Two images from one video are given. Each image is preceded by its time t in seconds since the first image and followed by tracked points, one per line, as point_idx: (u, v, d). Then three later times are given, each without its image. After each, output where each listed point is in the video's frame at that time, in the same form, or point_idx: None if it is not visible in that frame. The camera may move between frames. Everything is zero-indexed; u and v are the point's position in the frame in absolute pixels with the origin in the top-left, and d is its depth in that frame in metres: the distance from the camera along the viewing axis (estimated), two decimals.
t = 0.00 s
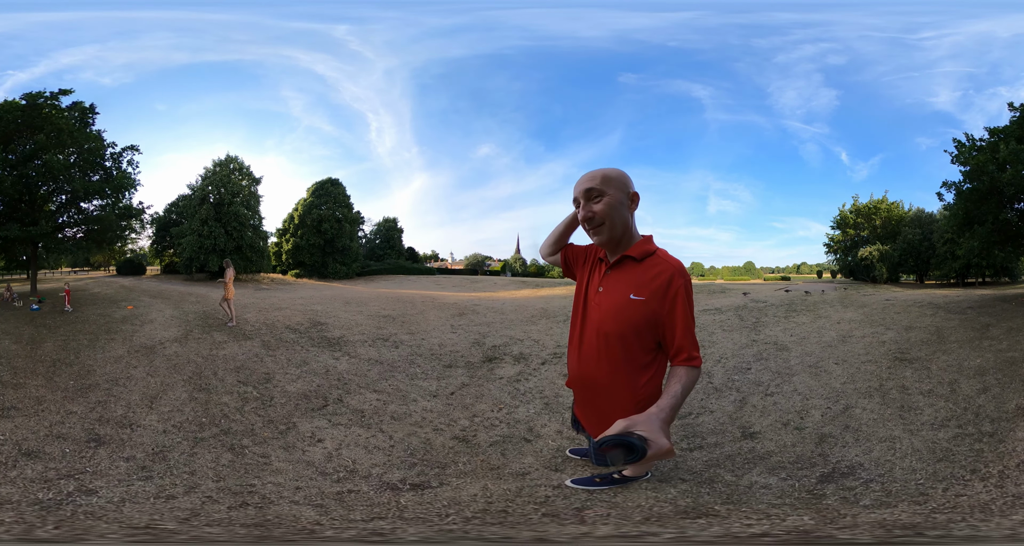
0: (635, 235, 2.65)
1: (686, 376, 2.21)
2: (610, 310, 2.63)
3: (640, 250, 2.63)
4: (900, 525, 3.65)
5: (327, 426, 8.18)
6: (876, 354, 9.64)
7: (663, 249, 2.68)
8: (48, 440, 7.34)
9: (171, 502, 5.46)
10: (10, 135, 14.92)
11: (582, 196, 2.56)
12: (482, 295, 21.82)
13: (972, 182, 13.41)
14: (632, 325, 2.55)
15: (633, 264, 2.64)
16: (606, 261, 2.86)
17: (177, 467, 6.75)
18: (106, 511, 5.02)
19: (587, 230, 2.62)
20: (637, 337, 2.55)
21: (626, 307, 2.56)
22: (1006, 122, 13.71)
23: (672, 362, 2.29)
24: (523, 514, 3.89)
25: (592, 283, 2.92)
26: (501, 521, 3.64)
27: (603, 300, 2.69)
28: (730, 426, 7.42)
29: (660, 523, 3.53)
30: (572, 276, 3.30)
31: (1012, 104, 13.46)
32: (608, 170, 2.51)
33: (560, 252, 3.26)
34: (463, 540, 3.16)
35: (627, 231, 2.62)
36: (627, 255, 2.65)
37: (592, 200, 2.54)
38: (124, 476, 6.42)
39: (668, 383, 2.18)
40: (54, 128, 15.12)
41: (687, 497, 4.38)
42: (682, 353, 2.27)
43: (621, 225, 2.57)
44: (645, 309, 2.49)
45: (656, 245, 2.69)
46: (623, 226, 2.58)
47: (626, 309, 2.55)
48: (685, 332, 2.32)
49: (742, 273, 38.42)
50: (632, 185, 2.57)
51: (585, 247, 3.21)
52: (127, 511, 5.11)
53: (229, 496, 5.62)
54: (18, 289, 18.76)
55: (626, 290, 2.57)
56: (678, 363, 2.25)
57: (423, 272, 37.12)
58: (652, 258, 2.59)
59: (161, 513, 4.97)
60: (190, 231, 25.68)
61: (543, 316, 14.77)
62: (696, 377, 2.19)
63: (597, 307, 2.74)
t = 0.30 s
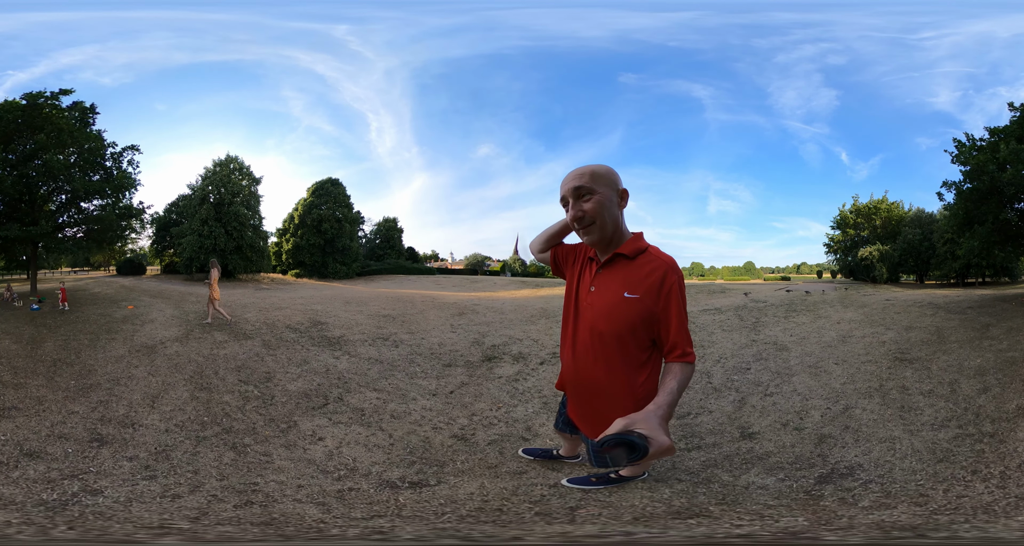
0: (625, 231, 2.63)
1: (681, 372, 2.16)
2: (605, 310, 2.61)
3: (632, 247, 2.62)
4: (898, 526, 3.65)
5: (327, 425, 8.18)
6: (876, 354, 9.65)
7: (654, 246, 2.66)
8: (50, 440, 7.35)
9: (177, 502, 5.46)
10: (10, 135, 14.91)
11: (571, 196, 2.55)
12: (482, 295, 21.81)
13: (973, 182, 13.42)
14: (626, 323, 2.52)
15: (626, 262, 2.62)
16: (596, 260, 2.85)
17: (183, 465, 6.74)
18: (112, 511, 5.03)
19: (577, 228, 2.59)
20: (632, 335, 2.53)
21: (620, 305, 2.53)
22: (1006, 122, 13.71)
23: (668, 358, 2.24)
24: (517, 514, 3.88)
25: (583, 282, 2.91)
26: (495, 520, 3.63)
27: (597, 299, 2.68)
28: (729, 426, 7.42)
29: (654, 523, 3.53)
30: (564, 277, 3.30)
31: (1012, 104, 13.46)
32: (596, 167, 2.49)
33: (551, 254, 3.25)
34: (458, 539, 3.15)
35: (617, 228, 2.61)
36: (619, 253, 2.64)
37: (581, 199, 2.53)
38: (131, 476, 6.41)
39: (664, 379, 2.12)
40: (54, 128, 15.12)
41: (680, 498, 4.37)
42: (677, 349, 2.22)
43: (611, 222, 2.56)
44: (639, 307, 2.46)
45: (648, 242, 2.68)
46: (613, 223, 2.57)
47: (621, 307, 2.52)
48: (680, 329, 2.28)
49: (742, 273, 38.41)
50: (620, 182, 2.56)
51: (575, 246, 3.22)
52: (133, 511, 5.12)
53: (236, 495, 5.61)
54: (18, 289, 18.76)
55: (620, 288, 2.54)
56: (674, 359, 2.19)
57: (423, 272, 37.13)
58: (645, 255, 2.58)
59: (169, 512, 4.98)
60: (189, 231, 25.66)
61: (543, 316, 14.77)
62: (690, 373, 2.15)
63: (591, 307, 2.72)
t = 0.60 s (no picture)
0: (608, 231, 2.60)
1: (665, 372, 2.13)
2: (587, 311, 2.56)
3: (613, 248, 2.58)
4: (899, 527, 3.67)
5: (326, 423, 8.19)
6: (877, 354, 9.65)
7: (634, 247, 2.65)
8: (53, 440, 7.34)
9: (179, 499, 5.46)
10: (10, 136, 14.90)
11: (552, 200, 2.50)
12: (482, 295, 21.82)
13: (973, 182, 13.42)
14: (609, 324, 2.48)
15: (606, 263, 2.58)
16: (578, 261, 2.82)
17: (186, 464, 6.76)
18: (121, 509, 5.03)
19: (560, 231, 2.56)
20: (615, 335, 2.50)
21: (601, 307, 2.49)
22: (1006, 122, 13.74)
23: (651, 358, 2.20)
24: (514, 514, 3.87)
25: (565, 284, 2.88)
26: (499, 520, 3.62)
27: (578, 302, 2.63)
28: (730, 428, 7.41)
29: (655, 525, 3.52)
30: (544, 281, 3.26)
31: (1012, 104, 13.48)
32: (579, 169, 2.44)
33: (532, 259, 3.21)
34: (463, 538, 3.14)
35: (600, 230, 2.57)
36: (599, 254, 2.61)
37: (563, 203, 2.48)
38: (135, 474, 6.41)
39: (648, 380, 2.08)
40: (55, 128, 15.12)
41: (679, 499, 4.38)
42: (659, 348, 2.18)
43: (594, 226, 2.53)
44: (622, 308, 2.44)
45: (627, 243, 2.65)
46: (596, 226, 2.54)
47: (603, 309, 2.48)
48: (663, 327, 2.25)
49: (742, 273, 38.42)
50: (602, 185, 2.51)
51: (556, 250, 3.17)
52: (141, 508, 5.12)
53: (236, 492, 5.64)
54: (18, 289, 18.76)
55: (602, 290, 2.51)
56: (657, 359, 2.15)
57: (423, 272, 37.13)
58: (625, 256, 2.56)
59: (177, 510, 4.97)
60: (190, 231, 25.64)
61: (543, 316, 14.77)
62: (674, 372, 2.13)
63: (572, 310, 2.68)
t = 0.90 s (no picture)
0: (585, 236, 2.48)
1: (636, 376, 2.03)
2: (559, 313, 2.44)
3: (588, 252, 2.47)
4: (916, 530, 3.67)
5: (321, 424, 8.19)
6: (879, 355, 9.65)
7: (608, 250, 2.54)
8: (53, 437, 7.34)
9: (169, 497, 5.48)
10: (10, 136, 14.89)
11: (533, 197, 2.34)
12: (482, 296, 21.83)
13: (974, 182, 13.44)
14: (581, 327, 2.36)
15: (581, 266, 2.46)
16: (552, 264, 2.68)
17: (179, 461, 6.79)
18: (117, 505, 5.07)
19: (537, 232, 2.42)
20: (587, 340, 2.38)
21: (576, 310, 2.36)
22: (1006, 123, 13.76)
23: (623, 362, 2.10)
24: (527, 517, 3.85)
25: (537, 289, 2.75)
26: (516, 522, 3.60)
27: (551, 304, 2.50)
28: (735, 430, 7.41)
29: (674, 531, 3.51)
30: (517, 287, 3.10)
31: (1013, 105, 13.51)
32: (561, 171, 2.32)
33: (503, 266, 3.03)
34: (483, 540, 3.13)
35: (576, 235, 2.45)
36: (573, 256, 2.49)
37: (544, 203, 2.33)
38: (129, 471, 6.42)
39: (618, 383, 1.99)
40: (55, 129, 15.12)
41: (691, 504, 4.37)
42: (632, 352, 2.09)
43: (573, 229, 2.40)
44: (595, 311, 2.32)
45: (603, 246, 2.54)
46: (574, 230, 2.41)
47: (575, 312, 2.36)
48: (635, 331, 2.17)
49: (742, 273, 38.43)
50: (582, 189, 2.39)
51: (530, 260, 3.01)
52: (136, 504, 5.15)
53: (225, 489, 5.70)
54: (18, 289, 18.73)
55: (576, 292, 2.38)
56: (629, 363, 2.05)
57: (423, 273, 37.14)
58: (600, 259, 2.45)
59: (173, 507, 4.99)
60: (190, 231, 25.62)
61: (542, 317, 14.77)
62: (646, 377, 2.02)
63: (545, 312, 2.54)
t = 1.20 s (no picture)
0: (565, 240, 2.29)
1: (612, 381, 1.94)
2: (531, 318, 2.20)
3: (566, 255, 2.23)
4: (945, 531, 3.66)
5: (312, 424, 8.22)
6: (883, 355, 9.65)
7: (587, 254, 2.31)
8: (56, 433, 7.37)
9: (157, 490, 5.84)
10: (10, 138, 14.91)
11: (516, 194, 2.18)
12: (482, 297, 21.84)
13: (975, 183, 13.47)
14: (554, 335, 2.13)
15: (557, 269, 2.23)
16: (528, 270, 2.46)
17: (172, 456, 6.94)
18: (113, 497, 5.48)
19: (515, 232, 2.24)
20: (561, 347, 2.14)
21: (551, 314, 2.13)
22: (1007, 124, 13.78)
23: (599, 368, 2.00)
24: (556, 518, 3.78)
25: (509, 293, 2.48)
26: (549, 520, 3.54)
27: (524, 308, 2.25)
28: (744, 434, 7.40)
29: (712, 536, 3.47)
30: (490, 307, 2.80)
31: (1014, 106, 13.54)
32: (547, 170, 2.17)
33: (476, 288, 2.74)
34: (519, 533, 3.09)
35: (555, 239, 2.26)
36: (549, 259, 2.26)
37: (527, 201, 2.17)
38: (126, 465, 6.61)
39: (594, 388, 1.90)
40: (56, 130, 15.14)
41: (712, 511, 4.36)
42: (608, 357, 1.98)
43: (552, 233, 2.22)
44: (572, 318, 2.10)
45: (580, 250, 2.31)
46: (553, 234, 2.23)
47: (550, 317, 2.13)
48: (612, 335, 2.03)
49: (742, 273, 38.42)
50: (564, 193, 2.24)
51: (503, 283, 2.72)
52: (129, 498, 5.55)
53: (208, 484, 6.06)
54: (18, 289, 18.73)
55: (551, 296, 2.17)
56: (605, 368, 1.96)
57: (423, 273, 37.14)
58: (578, 263, 2.22)
59: (164, 500, 5.43)
60: (190, 232, 25.62)
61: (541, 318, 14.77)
62: (622, 383, 1.93)
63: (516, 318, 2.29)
